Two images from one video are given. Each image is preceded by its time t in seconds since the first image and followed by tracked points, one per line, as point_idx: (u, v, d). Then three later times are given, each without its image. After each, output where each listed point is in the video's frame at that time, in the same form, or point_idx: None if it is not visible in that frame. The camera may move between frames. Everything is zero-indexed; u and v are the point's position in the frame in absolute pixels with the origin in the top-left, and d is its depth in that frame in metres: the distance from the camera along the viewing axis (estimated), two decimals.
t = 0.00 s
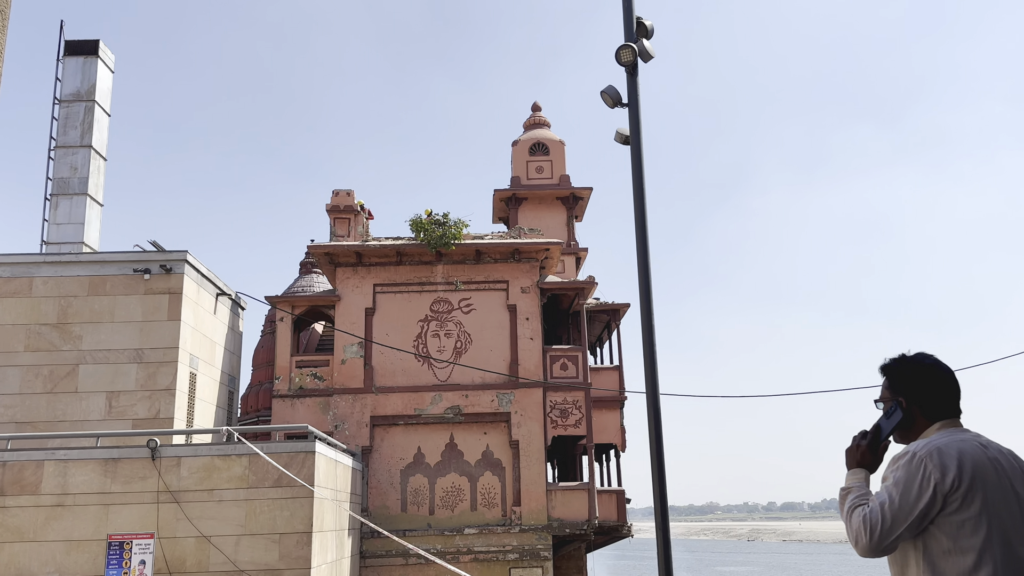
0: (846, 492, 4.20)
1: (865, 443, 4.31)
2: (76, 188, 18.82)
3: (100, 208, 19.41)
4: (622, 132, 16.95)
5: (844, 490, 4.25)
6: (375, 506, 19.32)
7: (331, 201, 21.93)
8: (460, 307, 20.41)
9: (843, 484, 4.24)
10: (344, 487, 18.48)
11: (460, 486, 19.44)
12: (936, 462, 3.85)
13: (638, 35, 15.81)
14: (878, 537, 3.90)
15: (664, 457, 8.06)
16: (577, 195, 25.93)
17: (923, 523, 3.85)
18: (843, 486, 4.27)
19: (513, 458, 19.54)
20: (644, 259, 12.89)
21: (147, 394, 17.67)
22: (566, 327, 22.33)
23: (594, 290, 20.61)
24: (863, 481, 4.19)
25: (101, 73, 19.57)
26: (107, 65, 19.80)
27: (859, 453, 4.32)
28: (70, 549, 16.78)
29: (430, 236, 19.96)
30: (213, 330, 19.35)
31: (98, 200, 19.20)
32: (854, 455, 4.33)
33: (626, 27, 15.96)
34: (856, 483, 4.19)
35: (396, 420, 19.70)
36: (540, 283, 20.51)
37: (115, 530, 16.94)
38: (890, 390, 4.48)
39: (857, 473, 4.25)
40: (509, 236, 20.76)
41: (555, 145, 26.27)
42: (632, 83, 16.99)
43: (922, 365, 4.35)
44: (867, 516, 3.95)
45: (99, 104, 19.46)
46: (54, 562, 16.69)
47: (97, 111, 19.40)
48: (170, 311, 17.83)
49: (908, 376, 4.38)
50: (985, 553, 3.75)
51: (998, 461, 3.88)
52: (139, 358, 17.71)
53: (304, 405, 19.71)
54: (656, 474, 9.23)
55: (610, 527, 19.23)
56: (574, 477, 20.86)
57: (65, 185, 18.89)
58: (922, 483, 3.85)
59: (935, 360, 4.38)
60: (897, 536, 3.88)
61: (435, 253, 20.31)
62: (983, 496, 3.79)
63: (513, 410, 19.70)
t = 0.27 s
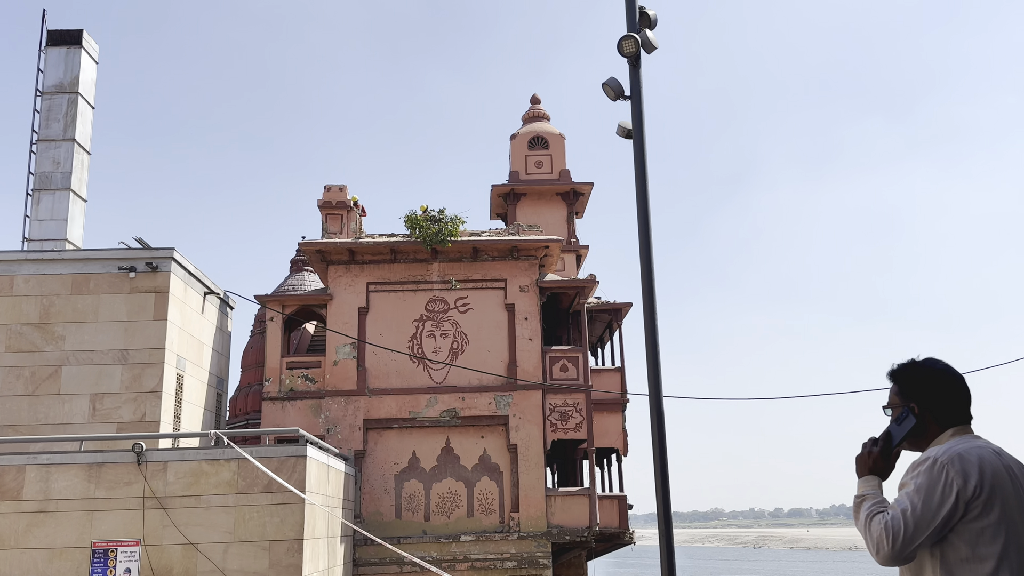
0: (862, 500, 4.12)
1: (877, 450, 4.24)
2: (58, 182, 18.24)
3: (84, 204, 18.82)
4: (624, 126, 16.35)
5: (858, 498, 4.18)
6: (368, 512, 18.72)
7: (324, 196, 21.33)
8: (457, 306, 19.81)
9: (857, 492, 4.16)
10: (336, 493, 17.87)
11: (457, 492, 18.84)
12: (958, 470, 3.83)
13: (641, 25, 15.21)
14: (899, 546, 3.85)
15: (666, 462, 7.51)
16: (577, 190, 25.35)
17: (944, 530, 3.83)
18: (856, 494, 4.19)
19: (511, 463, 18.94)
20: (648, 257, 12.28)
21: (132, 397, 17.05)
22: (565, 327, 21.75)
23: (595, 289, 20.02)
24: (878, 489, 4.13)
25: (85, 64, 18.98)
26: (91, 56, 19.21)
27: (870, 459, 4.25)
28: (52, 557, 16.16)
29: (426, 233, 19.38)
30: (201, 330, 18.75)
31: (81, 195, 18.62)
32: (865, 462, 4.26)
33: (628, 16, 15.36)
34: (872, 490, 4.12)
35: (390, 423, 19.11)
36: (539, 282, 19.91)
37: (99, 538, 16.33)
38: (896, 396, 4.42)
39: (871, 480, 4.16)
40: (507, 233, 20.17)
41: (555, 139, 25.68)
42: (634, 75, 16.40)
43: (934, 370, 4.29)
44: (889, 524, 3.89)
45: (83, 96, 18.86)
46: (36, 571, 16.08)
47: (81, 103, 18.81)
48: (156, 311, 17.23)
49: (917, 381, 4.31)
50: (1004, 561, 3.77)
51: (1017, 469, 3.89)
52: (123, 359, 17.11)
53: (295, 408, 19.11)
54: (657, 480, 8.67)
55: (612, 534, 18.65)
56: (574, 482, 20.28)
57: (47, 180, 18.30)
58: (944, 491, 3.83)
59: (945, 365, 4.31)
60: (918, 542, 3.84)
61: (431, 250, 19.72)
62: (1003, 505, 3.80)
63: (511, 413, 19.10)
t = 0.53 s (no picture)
0: (886, 506, 3.95)
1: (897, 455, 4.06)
2: (49, 179, 17.88)
3: (75, 201, 18.47)
4: (627, 122, 15.97)
5: (881, 503, 4.00)
6: (365, 517, 18.34)
7: (320, 194, 20.96)
8: (456, 306, 19.43)
9: (881, 498, 3.98)
10: (333, 497, 17.49)
11: (456, 496, 18.45)
12: (991, 476, 3.77)
13: (645, 19, 14.83)
14: (932, 552, 3.73)
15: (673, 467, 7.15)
16: (579, 187, 24.98)
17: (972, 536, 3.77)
18: (879, 499, 4.00)
19: (511, 467, 18.56)
20: (651, 256, 11.91)
21: (124, 399, 16.68)
22: (567, 328, 21.37)
23: (597, 289, 19.64)
24: (902, 493, 3.96)
25: (76, 58, 18.61)
26: (82, 51, 18.85)
27: (891, 463, 4.06)
28: (42, 562, 15.79)
29: (424, 231, 19.01)
30: (194, 331, 18.37)
31: (72, 193, 18.26)
32: (886, 466, 4.07)
33: (631, 10, 14.97)
34: (897, 495, 3.94)
35: (388, 426, 18.73)
36: (541, 282, 19.54)
37: (91, 542, 15.96)
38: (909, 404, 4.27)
39: (894, 485, 3.98)
40: (507, 232, 19.79)
41: (557, 135, 25.31)
42: (638, 70, 16.03)
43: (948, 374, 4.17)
44: (923, 529, 3.75)
45: (74, 91, 18.50)
46: None
47: (72, 98, 18.44)
48: (149, 311, 16.85)
49: (931, 387, 4.16)
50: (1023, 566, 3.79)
51: None
52: (115, 360, 16.73)
53: (290, 410, 18.73)
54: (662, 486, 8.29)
55: (614, 539, 18.29)
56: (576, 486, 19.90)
57: (37, 177, 17.95)
58: (977, 497, 3.76)
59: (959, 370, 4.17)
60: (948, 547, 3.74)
61: (429, 249, 19.34)
62: None
63: (512, 415, 18.72)
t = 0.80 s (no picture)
0: (916, 528, 3.70)
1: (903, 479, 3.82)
2: (44, 178, 17.67)
3: (71, 200, 18.26)
4: (631, 119, 15.71)
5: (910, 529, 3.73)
6: (365, 521, 18.10)
7: (320, 193, 20.72)
8: (457, 307, 19.18)
9: (908, 523, 3.72)
10: (332, 500, 17.25)
11: (457, 499, 18.20)
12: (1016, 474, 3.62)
13: (649, 14, 14.56)
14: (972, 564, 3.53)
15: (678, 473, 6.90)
16: (583, 186, 24.72)
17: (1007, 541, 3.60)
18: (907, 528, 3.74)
19: (513, 470, 18.31)
20: (655, 255, 11.67)
21: (120, 401, 16.45)
22: (569, 328, 21.12)
23: (601, 289, 19.37)
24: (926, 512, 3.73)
25: (72, 55, 18.40)
26: (78, 48, 18.65)
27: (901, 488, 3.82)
28: (38, 567, 15.56)
29: (425, 230, 18.76)
30: (192, 332, 18.14)
31: (68, 192, 18.05)
32: (899, 493, 3.82)
33: (635, 5, 14.71)
34: (922, 517, 3.70)
35: (388, 428, 18.48)
36: (543, 282, 19.28)
37: (87, 546, 15.73)
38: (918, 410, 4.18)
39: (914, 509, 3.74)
40: (509, 231, 19.54)
41: (559, 133, 25.04)
42: (641, 67, 15.77)
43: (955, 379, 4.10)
44: (963, 540, 3.54)
45: (70, 89, 18.28)
46: None
47: (68, 96, 18.23)
48: (146, 312, 16.62)
49: (936, 386, 4.10)
50: None
51: None
52: (112, 362, 16.50)
53: (289, 412, 18.49)
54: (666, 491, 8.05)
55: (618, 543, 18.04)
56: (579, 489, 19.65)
57: (33, 176, 17.74)
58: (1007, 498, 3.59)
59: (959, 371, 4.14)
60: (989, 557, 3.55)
61: (430, 249, 19.09)
62: None
63: (514, 418, 18.46)
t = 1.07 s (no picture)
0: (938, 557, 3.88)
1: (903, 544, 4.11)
2: (42, 178, 17.49)
3: (69, 200, 18.07)
4: (635, 118, 15.47)
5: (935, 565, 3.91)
6: (367, 525, 17.87)
7: (320, 192, 20.52)
8: (459, 308, 18.96)
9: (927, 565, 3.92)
10: (333, 504, 17.03)
11: (460, 503, 17.98)
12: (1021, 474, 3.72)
13: (654, 11, 14.31)
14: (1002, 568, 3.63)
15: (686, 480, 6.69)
16: (586, 185, 24.50)
17: None
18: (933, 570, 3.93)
19: (517, 473, 18.09)
20: (660, 255, 11.44)
21: (119, 403, 16.26)
22: (573, 330, 20.90)
23: (605, 289, 19.14)
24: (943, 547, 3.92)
25: (70, 53, 18.21)
26: (76, 46, 18.46)
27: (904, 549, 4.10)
28: (35, 571, 15.36)
29: (427, 230, 18.55)
30: (191, 333, 17.94)
31: (66, 191, 17.87)
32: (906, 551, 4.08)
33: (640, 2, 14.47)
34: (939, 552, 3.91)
35: (390, 431, 18.26)
36: (546, 282, 19.05)
37: (85, 551, 15.52)
38: (923, 424, 4.44)
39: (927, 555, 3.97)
40: (512, 231, 19.32)
41: (563, 131, 24.82)
42: (646, 64, 15.54)
43: (953, 385, 4.37)
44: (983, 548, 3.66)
45: (67, 87, 18.10)
46: None
47: (66, 94, 18.04)
48: (145, 313, 16.42)
49: (937, 397, 4.38)
50: None
51: None
52: (110, 364, 16.30)
53: (289, 415, 18.28)
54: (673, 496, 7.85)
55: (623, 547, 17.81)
56: (583, 492, 19.43)
57: (30, 175, 17.56)
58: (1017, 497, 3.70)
59: (955, 379, 4.44)
60: (1015, 560, 3.65)
61: (432, 249, 18.88)
62: None
63: (517, 420, 18.24)
